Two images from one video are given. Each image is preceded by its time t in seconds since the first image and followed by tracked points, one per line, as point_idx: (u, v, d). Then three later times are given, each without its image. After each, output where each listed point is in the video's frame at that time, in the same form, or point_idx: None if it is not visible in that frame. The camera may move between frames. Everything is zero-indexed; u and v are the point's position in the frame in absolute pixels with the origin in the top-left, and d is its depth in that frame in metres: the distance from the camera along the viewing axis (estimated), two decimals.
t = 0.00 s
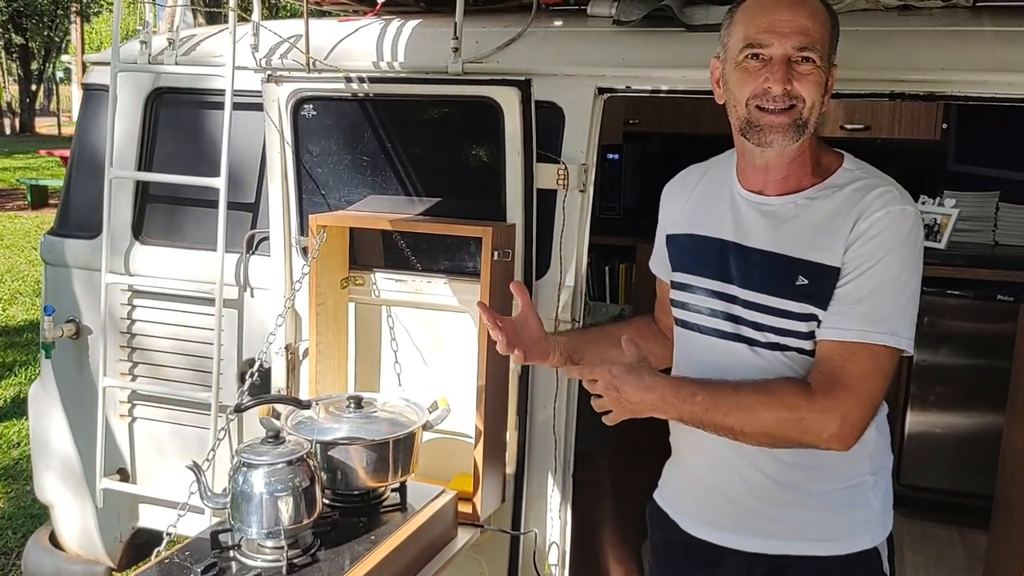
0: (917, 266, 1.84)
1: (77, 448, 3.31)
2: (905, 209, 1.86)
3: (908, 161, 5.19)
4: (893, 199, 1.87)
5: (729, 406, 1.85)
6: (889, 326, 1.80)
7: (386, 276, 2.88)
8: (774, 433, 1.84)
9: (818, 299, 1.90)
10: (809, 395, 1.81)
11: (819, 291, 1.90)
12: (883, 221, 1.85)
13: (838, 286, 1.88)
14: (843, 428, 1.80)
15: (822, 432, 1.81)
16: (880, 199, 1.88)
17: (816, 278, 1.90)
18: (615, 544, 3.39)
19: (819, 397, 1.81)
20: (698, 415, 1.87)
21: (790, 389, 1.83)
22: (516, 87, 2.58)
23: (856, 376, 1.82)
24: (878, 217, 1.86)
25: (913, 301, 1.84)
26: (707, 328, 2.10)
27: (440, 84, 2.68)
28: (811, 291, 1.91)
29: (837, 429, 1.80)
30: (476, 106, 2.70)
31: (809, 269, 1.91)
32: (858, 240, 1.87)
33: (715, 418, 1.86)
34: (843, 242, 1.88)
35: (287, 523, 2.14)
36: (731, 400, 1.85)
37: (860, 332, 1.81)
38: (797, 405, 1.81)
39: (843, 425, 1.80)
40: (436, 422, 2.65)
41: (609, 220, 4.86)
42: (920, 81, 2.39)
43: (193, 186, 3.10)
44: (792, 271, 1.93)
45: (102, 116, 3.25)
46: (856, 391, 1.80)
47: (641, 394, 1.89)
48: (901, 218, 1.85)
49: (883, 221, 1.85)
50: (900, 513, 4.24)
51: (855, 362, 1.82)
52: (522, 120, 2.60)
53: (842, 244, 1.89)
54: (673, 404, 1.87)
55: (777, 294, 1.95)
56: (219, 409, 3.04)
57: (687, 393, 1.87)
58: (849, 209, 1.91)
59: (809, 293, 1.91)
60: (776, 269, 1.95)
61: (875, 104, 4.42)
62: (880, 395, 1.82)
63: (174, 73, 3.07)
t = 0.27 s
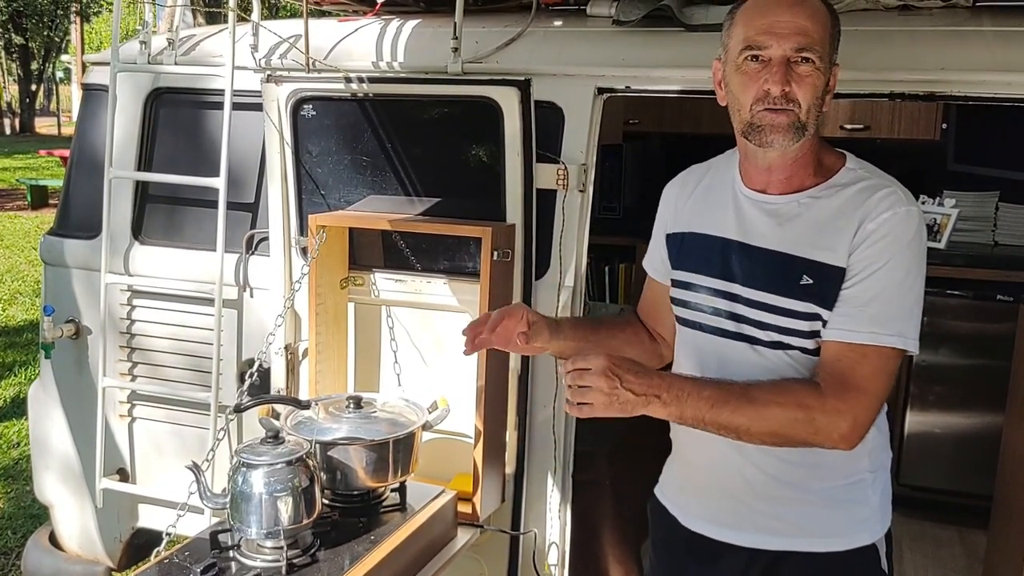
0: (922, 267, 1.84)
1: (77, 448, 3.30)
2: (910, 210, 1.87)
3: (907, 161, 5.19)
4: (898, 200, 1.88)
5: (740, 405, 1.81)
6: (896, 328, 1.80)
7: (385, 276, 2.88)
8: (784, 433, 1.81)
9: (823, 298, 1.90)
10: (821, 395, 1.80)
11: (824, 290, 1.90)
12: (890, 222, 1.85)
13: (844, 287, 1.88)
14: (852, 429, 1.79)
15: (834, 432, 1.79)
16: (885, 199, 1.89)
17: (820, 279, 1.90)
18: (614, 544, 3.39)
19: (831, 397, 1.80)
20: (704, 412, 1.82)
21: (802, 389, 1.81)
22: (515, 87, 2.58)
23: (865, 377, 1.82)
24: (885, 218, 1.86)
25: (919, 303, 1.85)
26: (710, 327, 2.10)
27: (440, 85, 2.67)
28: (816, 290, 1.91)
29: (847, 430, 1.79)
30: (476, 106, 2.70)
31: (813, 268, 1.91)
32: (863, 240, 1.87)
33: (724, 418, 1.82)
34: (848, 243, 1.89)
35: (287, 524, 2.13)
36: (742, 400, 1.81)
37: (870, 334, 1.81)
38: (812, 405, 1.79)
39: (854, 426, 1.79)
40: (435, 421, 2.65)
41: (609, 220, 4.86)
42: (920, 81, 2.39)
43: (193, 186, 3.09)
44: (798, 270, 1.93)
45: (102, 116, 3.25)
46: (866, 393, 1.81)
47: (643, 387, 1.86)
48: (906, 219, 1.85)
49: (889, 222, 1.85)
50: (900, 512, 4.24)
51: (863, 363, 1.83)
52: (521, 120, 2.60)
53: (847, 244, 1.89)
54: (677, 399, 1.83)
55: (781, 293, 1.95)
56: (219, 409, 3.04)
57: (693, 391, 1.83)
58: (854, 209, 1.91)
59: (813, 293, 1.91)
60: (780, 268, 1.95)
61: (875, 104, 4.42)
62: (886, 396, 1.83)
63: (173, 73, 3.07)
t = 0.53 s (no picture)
0: (928, 275, 1.86)
1: (77, 448, 3.31)
2: (917, 215, 1.88)
3: (907, 160, 5.19)
4: (905, 205, 1.89)
5: (756, 404, 1.82)
6: (904, 330, 1.82)
7: (385, 276, 2.88)
8: (799, 434, 1.81)
9: (831, 304, 1.91)
10: (838, 398, 1.81)
11: (833, 295, 1.91)
12: (898, 227, 1.87)
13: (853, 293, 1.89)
14: (868, 431, 1.81)
15: (849, 435, 1.80)
16: (892, 204, 1.90)
17: (829, 283, 1.91)
18: (613, 543, 3.39)
19: (847, 400, 1.81)
20: (721, 414, 1.81)
21: (819, 391, 1.81)
22: (516, 87, 2.58)
23: (878, 380, 1.84)
24: (893, 223, 1.87)
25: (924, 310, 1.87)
26: (714, 329, 2.10)
27: (440, 85, 2.68)
28: (825, 295, 1.91)
29: (862, 432, 1.81)
30: (475, 105, 2.70)
31: (822, 272, 1.92)
32: (871, 245, 1.88)
33: (740, 418, 1.81)
34: (855, 246, 1.89)
35: (287, 523, 2.14)
36: (757, 400, 1.82)
37: (881, 339, 1.83)
38: (828, 406, 1.80)
39: (869, 429, 1.81)
40: (435, 421, 2.66)
41: (608, 219, 4.86)
42: (919, 81, 2.39)
43: (193, 185, 3.10)
44: (806, 274, 1.93)
45: (102, 116, 3.26)
46: (879, 396, 1.83)
47: (660, 386, 1.83)
48: (914, 225, 1.86)
49: (897, 227, 1.87)
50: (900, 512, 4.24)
51: (873, 367, 1.85)
52: (521, 120, 2.60)
53: (855, 249, 1.90)
54: (693, 397, 1.82)
55: (789, 296, 1.96)
56: (219, 409, 3.04)
57: (709, 392, 1.82)
58: (860, 212, 1.92)
59: (822, 297, 1.92)
60: (788, 271, 1.95)
61: (875, 104, 4.42)
62: (893, 400, 1.86)
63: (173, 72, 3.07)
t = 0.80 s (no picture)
0: (932, 276, 1.86)
1: (77, 448, 3.30)
2: (921, 217, 1.88)
3: (907, 159, 5.19)
4: (909, 207, 1.89)
5: (763, 406, 1.82)
6: (909, 330, 1.81)
7: (385, 275, 2.88)
8: (805, 435, 1.81)
9: (836, 305, 1.90)
10: (843, 398, 1.80)
11: (837, 296, 1.90)
12: (904, 229, 1.87)
13: (858, 293, 1.89)
14: (873, 432, 1.80)
15: (853, 435, 1.79)
16: (898, 206, 1.90)
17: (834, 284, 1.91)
18: (613, 543, 3.39)
19: (852, 400, 1.80)
20: (724, 412, 1.83)
21: (823, 391, 1.80)
22: (516, 86, 2.57)
23: (885, 380, 1.82)
24: (899, 225, 1.87)
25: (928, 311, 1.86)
26: (718, 329, 2.10)
27: (441, 85, 2.67)
28: (830, 295, 1.91)
29: (867, 433, 1.79)
30: (475, 104, 2.69)
31: (825, 272, 1.91)
32: (877, 247, 1.88)
33: (749, 420, 1.82)
34: (861, 247, 1.89)
35: (287, 522, 2.13)
36: (766, 402, 1.82)
37: (886, 339, 1.82)
38: (833, 407, 1.79)
39: (874, 429, 1.80)
40: (435, 420, 2.67)
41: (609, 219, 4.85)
42: (920, 80, 2.38)
43: (193, 185, 3.09)
44: (811, 275, 1.93)
45: (102, 115, 3.25)
46: (885, 396, 1.81)
47: (661, 388, 1.87)
48: (919, 227, 1.86)
49: (902, 229, 1.87)
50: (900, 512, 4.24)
51: (879, 368, 1.83)
52: (522, 118, 2.60)
53: (861, 250, 1.89)
54: (697, 399, 1.84)
55: (793, 297, 1.95)
56: (218, 408, 3.04)
57: (712, 391, 1.84)
58: (866, 213, 1.91)
59: (826, 298, 1.91)
60: (792, 271, 1.95)
61: (875, 103, 4.42)
62: (899, 401, 1.84)
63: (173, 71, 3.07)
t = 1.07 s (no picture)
0: (930, 273, 1.84)
1: (77, 447, 3.30)
2: (922, 214, 1.86)
3: (907, 159, 5.18)
4: (909, 204, 1.87)
5: (753, 389, 1.84)
6: (897, 320, 1.80)
7: (386, 274, 2.88)
8: (790, 422, 1.80)
9: (833, 300, 1.90)
10: (829, 389, 1.78)
11: (834, 292, 1.90)
12: (901, 224, 1.85)
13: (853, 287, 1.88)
14: (859, 425, 1.77)
15: (836, 427, 1.77)
16: (897, 202, 1.89)
17: (831, 280, 1.90)
18: (613, 542, 3.39)
19: (836, 391, 1.78)
20: (713, 393, 1.87)
21: (810, 379, 1.80)
22: (517, 85, 2.57)
23: (876, 374, 1.80)
24: (896, 221, 1.86)
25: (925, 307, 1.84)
26: (718, 323, 2.10)
27: (442, 83, 2.67)
28: (826, 291, 1.91)
29: (851, 425, 1.77)
30: (475, 103, 2.69)
31: (823, 268, 1.91)
32: (875, 243, 1.87)
33: (737, 402, 1.84)
34: (859, 243, 1.88)
35: (287, 522, 2.13)
36: (755, 385, 1.84)
37: (877, 333, 1.80)
38: (817, 395, 1.78)
39: (859, 424, 1.77)
40: (436, 420, 2.67)
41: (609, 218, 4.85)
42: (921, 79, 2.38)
43: (193, 184, 3.09)
44: (809, 271, 1.93)
45: (102, 114, 3.25)
46: (874, 390, 1.79)
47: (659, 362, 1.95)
48: (919, 224, 1.85)
49: (899, 225, 1.85)
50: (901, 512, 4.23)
51: (870, 362, 1.80)
52: (522, 116, 2.60)
53: (859, 246, 1.88)
54: (689, 376, 1.90)
55: (791, 293, 1.95)
56: (218, 407, 3.04)
57: (707, 373, 1.90)
58: (866, 210, 1.91)
59: (823, 294, 1.91)
60: (791, 267, 1.95)
61: (875, 102, 4.41)
62: (890, 397, 1.81)
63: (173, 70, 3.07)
